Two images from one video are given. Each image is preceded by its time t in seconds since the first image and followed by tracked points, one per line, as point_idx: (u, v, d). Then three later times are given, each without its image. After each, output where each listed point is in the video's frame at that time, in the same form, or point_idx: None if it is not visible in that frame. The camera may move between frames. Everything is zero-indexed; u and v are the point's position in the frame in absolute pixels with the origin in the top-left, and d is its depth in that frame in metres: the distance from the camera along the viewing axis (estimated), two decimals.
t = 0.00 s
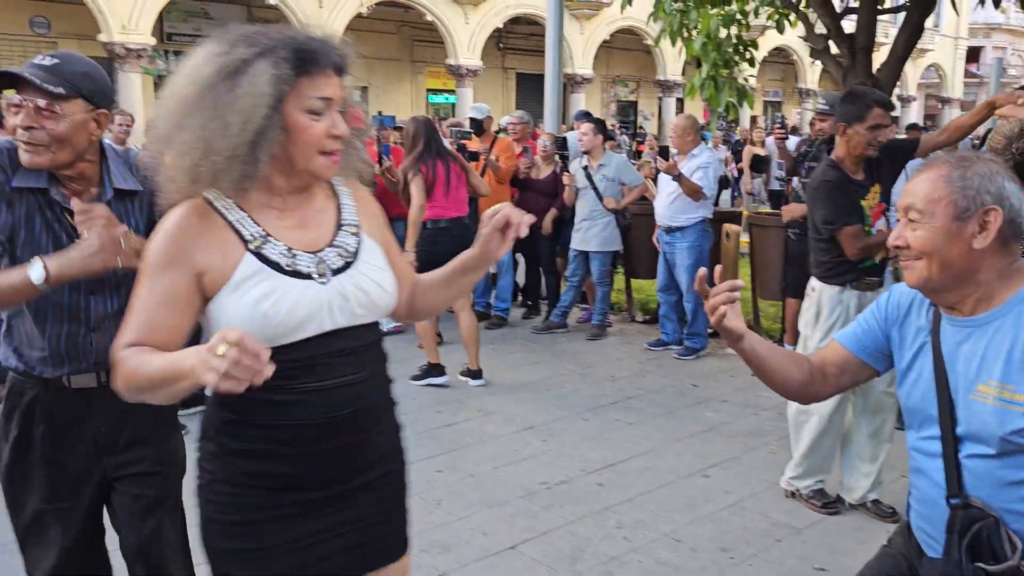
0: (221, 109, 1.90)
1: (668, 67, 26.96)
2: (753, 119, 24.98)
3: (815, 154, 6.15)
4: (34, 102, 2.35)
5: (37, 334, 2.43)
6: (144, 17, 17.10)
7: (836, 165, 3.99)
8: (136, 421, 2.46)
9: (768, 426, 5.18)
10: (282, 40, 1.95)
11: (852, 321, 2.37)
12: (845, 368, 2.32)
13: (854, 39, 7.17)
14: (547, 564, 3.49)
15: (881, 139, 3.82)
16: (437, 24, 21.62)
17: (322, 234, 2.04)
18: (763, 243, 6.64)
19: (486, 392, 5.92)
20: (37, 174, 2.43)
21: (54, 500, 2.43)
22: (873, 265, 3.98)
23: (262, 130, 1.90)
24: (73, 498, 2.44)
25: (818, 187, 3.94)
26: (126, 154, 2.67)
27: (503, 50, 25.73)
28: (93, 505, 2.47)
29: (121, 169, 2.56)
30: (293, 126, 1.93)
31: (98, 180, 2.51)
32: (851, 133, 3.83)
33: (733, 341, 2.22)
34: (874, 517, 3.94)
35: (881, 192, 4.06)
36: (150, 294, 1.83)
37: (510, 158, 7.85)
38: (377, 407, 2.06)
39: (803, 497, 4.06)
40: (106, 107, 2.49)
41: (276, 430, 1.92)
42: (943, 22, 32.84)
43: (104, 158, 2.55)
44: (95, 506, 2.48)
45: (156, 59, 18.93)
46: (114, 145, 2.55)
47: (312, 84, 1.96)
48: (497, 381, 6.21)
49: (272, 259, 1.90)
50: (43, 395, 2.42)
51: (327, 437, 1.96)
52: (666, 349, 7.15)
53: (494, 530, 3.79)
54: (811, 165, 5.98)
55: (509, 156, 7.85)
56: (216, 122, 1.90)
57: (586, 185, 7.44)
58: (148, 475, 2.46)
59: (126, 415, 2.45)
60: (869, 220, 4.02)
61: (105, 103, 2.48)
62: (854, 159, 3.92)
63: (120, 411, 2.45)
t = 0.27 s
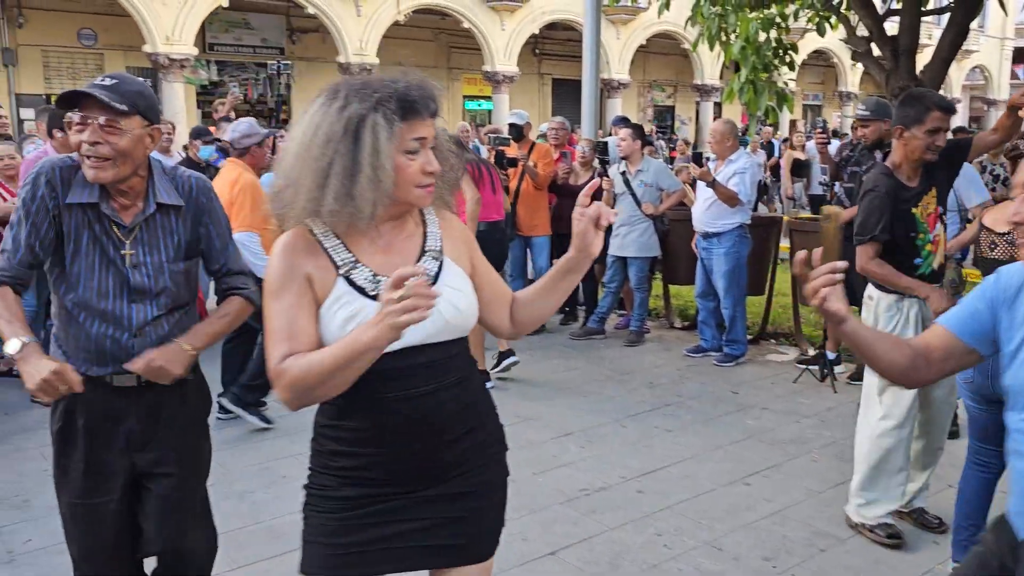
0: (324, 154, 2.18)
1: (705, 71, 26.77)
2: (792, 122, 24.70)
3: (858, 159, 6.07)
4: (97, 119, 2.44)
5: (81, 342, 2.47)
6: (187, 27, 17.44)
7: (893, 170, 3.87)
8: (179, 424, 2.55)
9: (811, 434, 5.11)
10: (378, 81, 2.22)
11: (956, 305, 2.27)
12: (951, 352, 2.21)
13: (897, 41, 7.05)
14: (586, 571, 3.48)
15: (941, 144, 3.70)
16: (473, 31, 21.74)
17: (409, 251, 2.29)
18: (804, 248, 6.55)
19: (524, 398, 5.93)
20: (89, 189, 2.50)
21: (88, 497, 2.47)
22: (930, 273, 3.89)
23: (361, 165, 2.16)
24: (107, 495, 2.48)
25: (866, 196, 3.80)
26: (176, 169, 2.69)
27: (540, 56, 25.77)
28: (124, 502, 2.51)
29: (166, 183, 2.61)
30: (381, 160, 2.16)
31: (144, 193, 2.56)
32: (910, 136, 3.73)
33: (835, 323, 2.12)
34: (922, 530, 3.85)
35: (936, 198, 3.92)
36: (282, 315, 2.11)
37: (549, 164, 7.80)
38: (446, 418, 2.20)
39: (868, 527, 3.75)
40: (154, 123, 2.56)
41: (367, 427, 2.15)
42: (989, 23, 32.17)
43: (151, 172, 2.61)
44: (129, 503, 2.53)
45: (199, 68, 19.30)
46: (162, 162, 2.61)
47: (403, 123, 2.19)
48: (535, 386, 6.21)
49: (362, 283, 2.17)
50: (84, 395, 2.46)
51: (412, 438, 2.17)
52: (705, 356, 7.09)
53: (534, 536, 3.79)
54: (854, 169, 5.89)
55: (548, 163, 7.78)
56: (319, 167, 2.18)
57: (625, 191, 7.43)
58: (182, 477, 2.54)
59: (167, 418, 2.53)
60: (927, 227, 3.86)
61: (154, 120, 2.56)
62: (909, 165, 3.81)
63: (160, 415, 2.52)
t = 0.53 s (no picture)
0: (392, 133, 2.29)
1: (743, 73, 26.50)
2: (832, 124, 24.37)
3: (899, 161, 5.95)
4: (167, 116, 2.58)
5: (143, 337, 2.51)
6: (227, 34, 17.71)
7: (943, 174, 3.65)
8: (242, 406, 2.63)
9: (854, 441, 5.03)
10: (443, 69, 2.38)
11: None
12: None
13: (942, 40, 6.93)
14: None
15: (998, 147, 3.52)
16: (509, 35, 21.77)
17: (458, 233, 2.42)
18: (846, 251, 6.44)
19: (562, 402, 5.91)
20: (146, 183, 2.56)
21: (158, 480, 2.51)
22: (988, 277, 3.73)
23: (432, 142, 2.28)
24: (175, 480, 2.53)
25: (927, 203, 3.55)
26: (222, 163, 2.75)
27: (576, 60, 25.73)
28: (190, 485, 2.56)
29: (217, 177, 2.68)
30: (451, 139, 2.28)
31: (197, 186, 2.63)
32: (965, 139, 3.52)
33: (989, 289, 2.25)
34: (971, 538, 3.76)
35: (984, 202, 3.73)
36: (356, 276, 2.14)
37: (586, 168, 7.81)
38: (493, 391, 2.29)
39: (924, 544, 3.63)
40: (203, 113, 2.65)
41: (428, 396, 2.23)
42: None
43: (201, 166, 2.67)
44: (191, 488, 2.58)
45: (240, 75, 19.60)
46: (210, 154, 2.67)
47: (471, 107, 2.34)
48: (573, 390, 6.20)
49: (425, 254, 2.28)
50: (152, 382, 2.52)
51: (466, 410, 2.26)
52: (745, 360, 7.02)
53: (574, 541, 3.78)
54: (898, 172, 5.77)
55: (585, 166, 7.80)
56: (387, 145, 2.28)
57: (663, 195, 7.41)
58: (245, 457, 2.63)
59: (233, 404, 2.61)
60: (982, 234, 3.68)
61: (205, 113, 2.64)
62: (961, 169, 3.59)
63: (228, 401, 2.60)
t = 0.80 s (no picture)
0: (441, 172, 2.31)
1: (775, 74, 26.25)
2: (866, 126, 24.04)
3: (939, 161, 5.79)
4: (226, 130, 2.64)
5: (197, 343, 2.59)
6: (260, 39, 17.91)
7: (1004, 174, 3.40)
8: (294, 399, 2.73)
9: (893, 448, 4.95)
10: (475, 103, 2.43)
11: None
12: None
13: (982, 40, 6.80)
14: None
15: None
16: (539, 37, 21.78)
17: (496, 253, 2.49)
18: (883, 255, 6.35)
19: (594, 406, 5.89)
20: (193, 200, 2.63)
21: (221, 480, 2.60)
22: None
23: (481, 179, 2.33)
24: (240, 475, 2.63)
25: (993, 207, 3.37)
26: (264, 173, 2.85)
27: (606, 62, 25.66)
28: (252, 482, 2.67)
29: (261, 187, 2.78)
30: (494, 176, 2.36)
31: (243, 196, 2.72)
32: None
33: None
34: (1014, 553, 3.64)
35: None
36: (404, 323, 2.23)
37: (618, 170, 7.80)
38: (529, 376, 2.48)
39: (968, 556, 3.56)
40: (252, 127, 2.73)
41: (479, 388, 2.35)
42: None
43: (246, 178, 2.78)
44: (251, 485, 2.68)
45: (272, 78, 19.80)
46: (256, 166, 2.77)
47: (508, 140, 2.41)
48: (605, 394, 6.18)
49: (478, 280, 2.35)
50: (208, 383, 2.61)
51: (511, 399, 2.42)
52: (779, 365, 6.94)
53: (609, 546, 3.76)
54: (937, 174, 5.66)
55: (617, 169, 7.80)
56: (439, 185, 2.30)
57: (697, 197, 7.34)
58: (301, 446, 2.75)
59: (286, 401, 2.71)
60: None
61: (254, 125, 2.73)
62: None
63: (282, 398, 2.70)
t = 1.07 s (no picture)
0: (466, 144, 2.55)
1: (792, 76, 26.11)
2: (884, 127, 23.85)
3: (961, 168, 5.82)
4: (257, 131, 2.63)
5: (203, 339, 2.61)
6: (278, 42, 18.00)
7: None
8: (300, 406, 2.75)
9: (915, 453, 4.91)
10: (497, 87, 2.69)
11: None
12: None
13: (1004, 41, 6.73)
14: None
15: None
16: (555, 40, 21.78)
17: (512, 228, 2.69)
18: (904, 259, 6.29)
19: (612, 409, 5.88)
20: (214, 192, 2.64)
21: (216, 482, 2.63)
22: None
23: (503, 153, 2.58)
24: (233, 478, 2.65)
25: None
26: (285, 176, 2.85)
27: (622, 64, 25.62)
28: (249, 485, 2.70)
29: (281, 187, 2.78)
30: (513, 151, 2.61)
31: (264, 194, 2.73)
32: None
33: None
34: None
35: None
36: (422, 277, 2.39)
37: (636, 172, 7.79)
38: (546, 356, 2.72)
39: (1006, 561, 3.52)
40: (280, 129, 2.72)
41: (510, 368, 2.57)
42: None
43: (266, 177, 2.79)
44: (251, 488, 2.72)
45: (290, 81, 19.91)
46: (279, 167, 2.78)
47: (526, 121, 2.68)
48: (623, 397, 6.16)
49: (498, 249, 2.55)
50: (210, 384, 2.62)
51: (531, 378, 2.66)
52: (798, 369, 6.90)
53: (628, 549, 3.75)
54: (961, 178, 5.62)
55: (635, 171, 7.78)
56: (465, 155, 2.54)
57: (715, 200, 7.32)
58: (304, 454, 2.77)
59: (288, 407, 2.72)
60: None
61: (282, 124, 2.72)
62: None
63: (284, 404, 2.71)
